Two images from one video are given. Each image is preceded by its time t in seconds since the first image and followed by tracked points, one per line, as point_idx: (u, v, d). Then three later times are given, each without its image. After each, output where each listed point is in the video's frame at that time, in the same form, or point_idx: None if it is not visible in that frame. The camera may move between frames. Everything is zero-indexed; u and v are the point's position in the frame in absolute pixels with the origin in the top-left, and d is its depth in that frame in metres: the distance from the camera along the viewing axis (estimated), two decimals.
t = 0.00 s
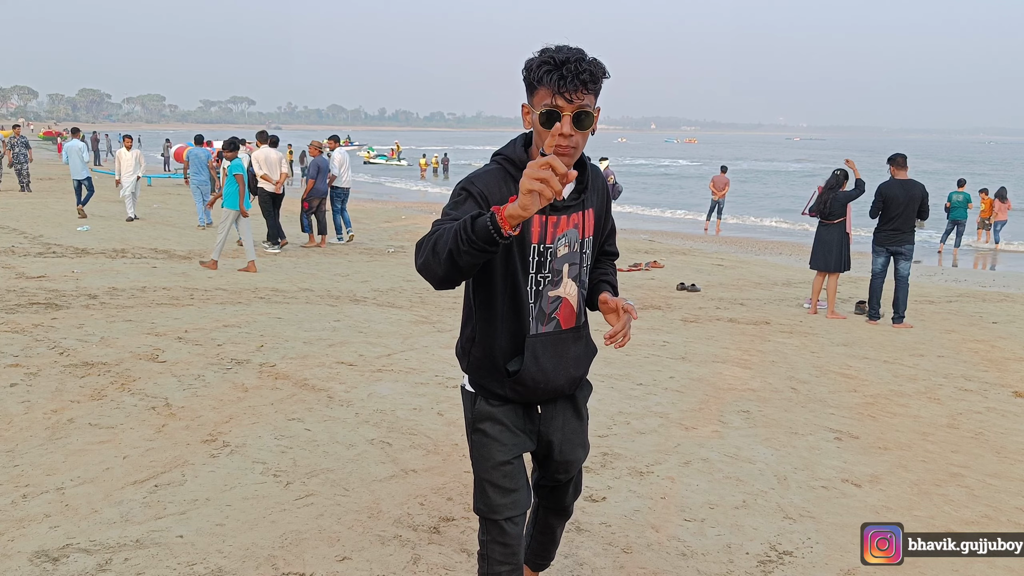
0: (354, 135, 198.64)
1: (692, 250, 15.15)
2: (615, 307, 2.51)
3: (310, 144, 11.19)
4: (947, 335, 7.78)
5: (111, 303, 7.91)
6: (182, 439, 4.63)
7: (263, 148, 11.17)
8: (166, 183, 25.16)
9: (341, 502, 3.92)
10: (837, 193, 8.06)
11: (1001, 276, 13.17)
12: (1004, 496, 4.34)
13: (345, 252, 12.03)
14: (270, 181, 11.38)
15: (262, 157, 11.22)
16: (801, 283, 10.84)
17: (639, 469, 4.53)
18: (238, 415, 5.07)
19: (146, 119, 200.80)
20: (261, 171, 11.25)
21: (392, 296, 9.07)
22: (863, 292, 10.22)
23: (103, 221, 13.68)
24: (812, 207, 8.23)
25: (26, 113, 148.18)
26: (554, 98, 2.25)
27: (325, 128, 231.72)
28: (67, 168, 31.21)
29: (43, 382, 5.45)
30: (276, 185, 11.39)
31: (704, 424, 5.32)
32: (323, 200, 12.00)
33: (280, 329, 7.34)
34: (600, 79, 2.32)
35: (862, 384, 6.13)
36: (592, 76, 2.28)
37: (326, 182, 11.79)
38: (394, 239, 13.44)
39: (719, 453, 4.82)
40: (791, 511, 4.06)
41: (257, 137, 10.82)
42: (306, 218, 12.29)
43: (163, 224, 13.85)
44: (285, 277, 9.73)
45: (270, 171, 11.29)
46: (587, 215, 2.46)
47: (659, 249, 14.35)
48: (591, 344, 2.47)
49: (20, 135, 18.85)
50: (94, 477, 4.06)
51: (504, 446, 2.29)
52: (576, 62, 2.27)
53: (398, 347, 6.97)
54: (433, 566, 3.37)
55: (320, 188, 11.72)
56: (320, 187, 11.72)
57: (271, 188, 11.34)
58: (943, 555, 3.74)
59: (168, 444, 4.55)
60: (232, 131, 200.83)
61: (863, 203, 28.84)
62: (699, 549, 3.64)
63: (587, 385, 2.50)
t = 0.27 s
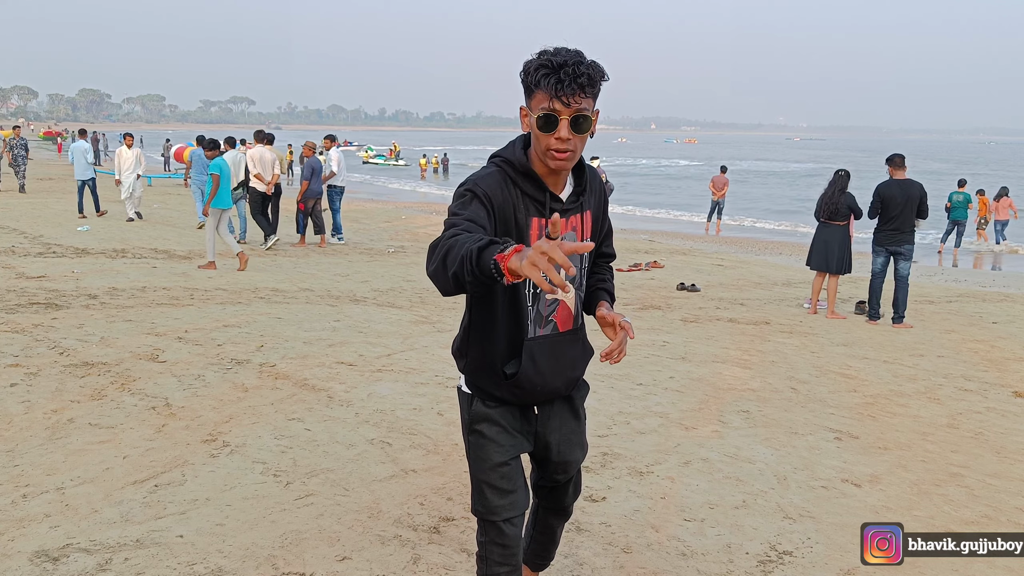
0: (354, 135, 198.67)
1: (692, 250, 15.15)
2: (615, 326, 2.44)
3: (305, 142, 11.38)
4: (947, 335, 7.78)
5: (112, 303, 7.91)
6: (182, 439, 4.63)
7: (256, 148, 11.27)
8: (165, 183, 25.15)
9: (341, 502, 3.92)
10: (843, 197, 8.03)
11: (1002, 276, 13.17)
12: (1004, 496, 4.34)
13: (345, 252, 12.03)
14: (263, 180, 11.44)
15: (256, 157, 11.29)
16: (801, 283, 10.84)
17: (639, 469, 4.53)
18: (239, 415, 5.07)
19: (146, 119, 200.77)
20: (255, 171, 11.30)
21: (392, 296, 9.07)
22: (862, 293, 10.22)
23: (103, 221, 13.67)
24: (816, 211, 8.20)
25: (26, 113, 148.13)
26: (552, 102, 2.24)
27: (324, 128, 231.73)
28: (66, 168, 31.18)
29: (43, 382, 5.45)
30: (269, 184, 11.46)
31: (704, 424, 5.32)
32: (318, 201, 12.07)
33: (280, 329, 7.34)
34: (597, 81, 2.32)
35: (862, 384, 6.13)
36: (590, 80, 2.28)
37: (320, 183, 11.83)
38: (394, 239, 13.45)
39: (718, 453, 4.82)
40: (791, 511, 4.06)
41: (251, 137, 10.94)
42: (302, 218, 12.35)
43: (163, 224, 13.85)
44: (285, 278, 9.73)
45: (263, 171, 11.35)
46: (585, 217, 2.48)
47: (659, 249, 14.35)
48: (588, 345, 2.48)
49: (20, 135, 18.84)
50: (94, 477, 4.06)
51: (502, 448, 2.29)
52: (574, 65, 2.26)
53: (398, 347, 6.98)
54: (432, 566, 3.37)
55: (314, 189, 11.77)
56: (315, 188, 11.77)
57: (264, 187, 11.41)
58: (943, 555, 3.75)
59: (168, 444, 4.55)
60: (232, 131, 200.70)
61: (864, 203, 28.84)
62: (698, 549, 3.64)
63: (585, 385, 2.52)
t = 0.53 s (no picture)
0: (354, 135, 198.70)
1: (693, 250, 15.15)
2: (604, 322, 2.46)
3: (298, 141, 11.60)
4: (947, 335, 7.78)
5: (112, 303, 7.91)
6: (182, 439, 4.63)
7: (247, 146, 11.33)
8: (165, 183, 25.14)
9: (341, 502, 3.92)
10: (843, 197, 8.02)
11: (1002, 276, 13.17)
12: (1004, 496, 4.34)
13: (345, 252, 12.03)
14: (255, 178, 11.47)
15: (247, 153, 11.32)
16: (801, 283, 10.84)
17: (639, 469, 4.53)
18: (239, 415, 5.07)
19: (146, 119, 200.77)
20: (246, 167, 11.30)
21: (391, 296, 9.06)
22: (863, 292, 10.22)
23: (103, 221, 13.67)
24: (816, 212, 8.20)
25: (22, 113, 147.30)
26: (549, 97, 2.25)
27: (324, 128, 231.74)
28: (66, 168, 31.18)
29: (43, 382, 5.45)
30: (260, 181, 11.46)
31: (704, 424, 5.32)
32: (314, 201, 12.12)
33: (280, 329, 7.34)
34: (595, 76, 2.33)
35: (862, 384, 6.13)
36: (587, 74, 2.29)
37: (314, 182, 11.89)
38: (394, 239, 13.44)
39: (719, 453, 4.82)
40: (791, 511, 4.06)
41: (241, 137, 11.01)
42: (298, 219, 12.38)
43: (163, 224, 13.84)
44: (285, 278, 9.73)
45: (256, 168, 11.39)
46: (583, 215, 2.49)
47: (659, 249, 14.34)
48: (586, 343, 2.49)
49: (19, 135, 18.82)
50: (94, 477, 4.06)
51: (502, 448, 2.29)
52: (570, 60, 2.27)
53: (398, 347, 6.97)
54: (433, 566, 3.37)
55: (310, 189, 11.85)
56: (311, 187, 11.85)
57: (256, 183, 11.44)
58: (943, 555, 3.74)
59: (168, 444, 4.55)
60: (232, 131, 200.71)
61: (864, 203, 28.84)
62: (699, 549, 3.64)
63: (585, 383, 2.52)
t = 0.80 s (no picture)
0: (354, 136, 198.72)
1: (692, 250, 15.16)
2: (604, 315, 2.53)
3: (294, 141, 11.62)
4: (947, 335, 7.78)
5: (112, 304, 7.91)
6: (182, 439, 4.63)
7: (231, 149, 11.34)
8: (164, 184, 25.14)
9: (342, 502, 3.92)
10: (842, 197, 8.02)
11: (1002, 276, 13.17)
12: (1004, 496, 4.34)
13: (345, 252, 12.03)
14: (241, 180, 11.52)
15: (233, 157, 11.42)
16: (801, 283, 10.84)
17: (639, 470, 4.53)
18: (239, 416, 5.07)
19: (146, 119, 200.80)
20: (231, 170, 11.40)
21: (391, 296, 9.07)
22: (863, 293, 10.23)
23: (102, 222, 13.66)
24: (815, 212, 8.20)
25: (23, 113, 147.33)
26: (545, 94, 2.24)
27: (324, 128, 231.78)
28: (65, 168, 31.17)
29: (44, 382, 5.45)
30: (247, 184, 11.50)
31: (704, 424, 5.32)
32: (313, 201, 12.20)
33: (280, 329, 7.34)
34: (592, 74, 2.32)
35: (862, 384, 6.14)
36: (582, 72, 2.29)
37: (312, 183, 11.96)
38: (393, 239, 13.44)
39: (719, 453, 4.82)
40: (791, 511, 4.07)
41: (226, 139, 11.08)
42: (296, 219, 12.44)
43: (163, 224, 13.83)
44: (284, 278, 9.73)
45: (240, 171, 11.45)
46: (581, 212, 2.49)
47: (659, 249, 14.34)
48: (586, 340, 2.50)
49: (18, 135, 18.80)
50: (95, 477, 4.06)
51: (502, 447, 2.29)
52: (567, 58, 2.27)
53: (398, 347, 6.97)
54: (433, 566, 3.37)
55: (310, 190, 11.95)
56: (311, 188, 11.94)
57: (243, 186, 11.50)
58: (944, 556, 3.74)
59: (168, 444, 4.55)
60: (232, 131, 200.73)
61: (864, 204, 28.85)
62: (699, 549, 3.64)
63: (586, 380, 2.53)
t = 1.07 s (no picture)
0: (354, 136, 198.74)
1: (692, 250, 15.17)
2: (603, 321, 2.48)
3: (290, 142, 11.61)
4: (947, 335, 7.79)
5: (111, 304, 7.90)
6: (183, 440, 4.63)
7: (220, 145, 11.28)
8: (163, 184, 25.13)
9: (342, 502, 3.92)
10: (842, 197, 8.01)
11: (1001, 276, 13.18)
12: (1004, 496, 4.35)
13: (344, 252, 12.03)
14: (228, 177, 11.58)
15: (218, 155, 11.45)
16: (801, 284, 10.85)
17: (639, 470, 4.53)
18: (239, 416, 5.07)
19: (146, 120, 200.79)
20: (217, 168, 11.45)
21: (391, 296, 9.07)
22: (863, 293, 10.23)
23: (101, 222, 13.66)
24: (815, 212, 8.20)
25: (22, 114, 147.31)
26: (546, 100, 2.25)
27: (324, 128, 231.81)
28: (64, 168, 31.16)
29: (44, 382, 5.45)
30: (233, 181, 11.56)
31: (704, 424, 5.32)
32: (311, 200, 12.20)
33: (280, 329, 7.34)
34: (594, 80, 2.32)
35: (862, 384, 6.14)
36: (586, 78, 2.28)
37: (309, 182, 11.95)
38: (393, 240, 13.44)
39: (719, 453, 4.82)
40: (791, 511, 4.07)
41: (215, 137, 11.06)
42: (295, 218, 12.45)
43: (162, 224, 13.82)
44: (284, 278, 9.74)
45: (226, 168, 11.50)
46: (580, 214, 2.51)
47: (659, 250, 14.34)
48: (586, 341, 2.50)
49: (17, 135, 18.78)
50: (95, 477, 4.07)
51: (501, 447, 2.29)
52: (569, 64, 2.26)
53: (398, 347, 6.97)
54: (433, 566, 3.37)
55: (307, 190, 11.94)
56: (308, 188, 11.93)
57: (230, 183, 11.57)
58: (945, 556, 3.74)
59: (168, 445, 4.55)
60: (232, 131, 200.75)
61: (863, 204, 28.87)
62: (699, 550, 3.64)
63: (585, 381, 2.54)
